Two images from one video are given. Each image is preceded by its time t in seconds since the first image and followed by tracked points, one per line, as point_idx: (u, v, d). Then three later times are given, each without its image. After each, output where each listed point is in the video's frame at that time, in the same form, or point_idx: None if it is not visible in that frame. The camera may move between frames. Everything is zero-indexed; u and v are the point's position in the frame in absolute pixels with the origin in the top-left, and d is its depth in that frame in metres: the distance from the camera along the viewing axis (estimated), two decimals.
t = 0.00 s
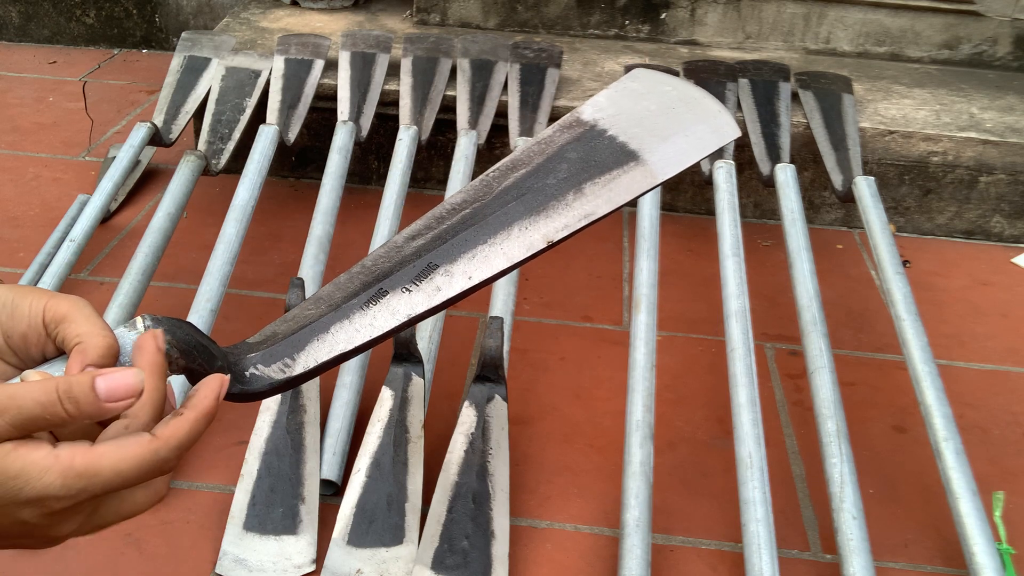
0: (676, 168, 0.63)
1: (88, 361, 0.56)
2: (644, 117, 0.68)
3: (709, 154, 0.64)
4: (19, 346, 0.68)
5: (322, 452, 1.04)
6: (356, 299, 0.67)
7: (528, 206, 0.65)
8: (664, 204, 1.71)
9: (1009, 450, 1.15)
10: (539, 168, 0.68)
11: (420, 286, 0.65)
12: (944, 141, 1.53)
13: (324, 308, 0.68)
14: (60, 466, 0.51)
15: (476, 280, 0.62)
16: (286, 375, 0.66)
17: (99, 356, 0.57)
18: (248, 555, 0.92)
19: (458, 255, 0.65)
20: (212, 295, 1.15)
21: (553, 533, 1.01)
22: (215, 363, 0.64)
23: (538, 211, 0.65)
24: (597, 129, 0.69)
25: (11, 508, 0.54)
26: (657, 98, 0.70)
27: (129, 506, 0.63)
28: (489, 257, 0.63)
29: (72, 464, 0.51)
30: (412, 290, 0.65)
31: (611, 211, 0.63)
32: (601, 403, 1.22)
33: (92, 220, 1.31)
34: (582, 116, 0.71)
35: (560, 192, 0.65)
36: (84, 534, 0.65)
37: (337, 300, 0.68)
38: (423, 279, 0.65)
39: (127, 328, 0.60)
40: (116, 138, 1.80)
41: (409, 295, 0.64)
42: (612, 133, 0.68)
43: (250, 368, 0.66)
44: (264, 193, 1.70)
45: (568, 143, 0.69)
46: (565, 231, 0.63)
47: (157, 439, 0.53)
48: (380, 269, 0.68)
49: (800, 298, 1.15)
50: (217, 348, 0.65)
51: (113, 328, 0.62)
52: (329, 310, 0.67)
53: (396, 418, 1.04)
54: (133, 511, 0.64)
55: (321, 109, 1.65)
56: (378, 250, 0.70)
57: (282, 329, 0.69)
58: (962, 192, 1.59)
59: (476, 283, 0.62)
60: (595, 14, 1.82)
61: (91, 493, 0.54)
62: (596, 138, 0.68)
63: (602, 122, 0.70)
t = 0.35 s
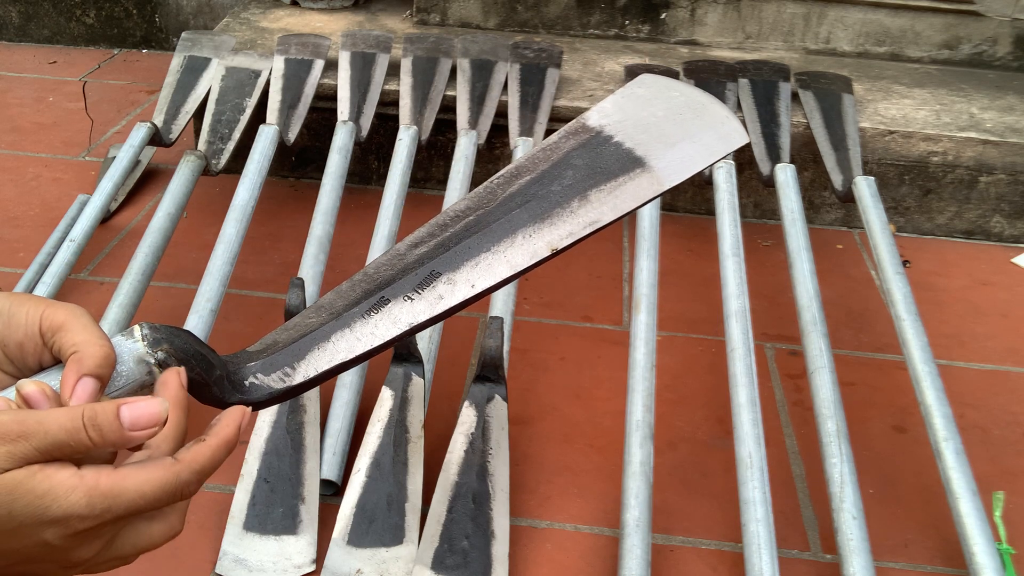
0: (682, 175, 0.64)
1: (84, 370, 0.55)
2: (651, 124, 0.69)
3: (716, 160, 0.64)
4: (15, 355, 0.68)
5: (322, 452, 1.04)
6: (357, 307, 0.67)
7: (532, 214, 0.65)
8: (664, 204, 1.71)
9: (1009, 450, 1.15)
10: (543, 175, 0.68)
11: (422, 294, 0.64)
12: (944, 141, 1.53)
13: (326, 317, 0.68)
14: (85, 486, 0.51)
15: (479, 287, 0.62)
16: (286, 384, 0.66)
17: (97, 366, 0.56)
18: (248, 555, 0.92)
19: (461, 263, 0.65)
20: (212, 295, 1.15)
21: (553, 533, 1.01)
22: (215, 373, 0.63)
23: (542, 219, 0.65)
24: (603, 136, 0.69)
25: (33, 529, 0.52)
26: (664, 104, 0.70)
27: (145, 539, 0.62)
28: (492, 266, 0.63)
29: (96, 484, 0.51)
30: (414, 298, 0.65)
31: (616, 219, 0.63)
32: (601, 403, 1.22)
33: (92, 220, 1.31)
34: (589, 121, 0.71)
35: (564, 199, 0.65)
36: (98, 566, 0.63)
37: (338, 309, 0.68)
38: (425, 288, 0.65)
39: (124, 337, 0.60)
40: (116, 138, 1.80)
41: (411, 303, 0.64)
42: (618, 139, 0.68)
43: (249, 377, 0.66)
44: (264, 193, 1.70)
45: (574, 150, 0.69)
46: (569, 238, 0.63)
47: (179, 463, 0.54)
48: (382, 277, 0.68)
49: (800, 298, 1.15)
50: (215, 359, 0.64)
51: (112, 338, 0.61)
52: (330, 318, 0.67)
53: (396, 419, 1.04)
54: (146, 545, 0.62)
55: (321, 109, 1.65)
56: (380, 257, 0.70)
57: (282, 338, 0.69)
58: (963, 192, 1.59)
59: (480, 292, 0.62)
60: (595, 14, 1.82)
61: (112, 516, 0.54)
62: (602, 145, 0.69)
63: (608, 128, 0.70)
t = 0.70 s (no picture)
0: (680, 173, 0.63)
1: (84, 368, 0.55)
2: (648, 122, 0.68)
3: (713, 158, 0.64)
4: (15, 353, 0.68)
5: (322, 452, 1.04)
6: (355, 305, 0.67)
7: (530, 211, 0.65)
8: (664, 204, 1.71)
9: (1009, 450, 1.15)
10: (541, 173, 0.68)
11: (420, 292, 0.64)
12: (944, 141, 1.53)
13: (325, 314, 0.68)
14: (88, 482, 0.51)
15: (477, 285, 0.62)
16: (285, 382, 0.66)
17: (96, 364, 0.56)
18: (248, 555, 0.92)
19: (459, 261, 0.65)
20: (212, 295, 1.15)
21: (553, 533, 1.01)
22: (213, 370, 0.64)
23: (540, 217, 0.65)
24: (600, 133, 0.69)
25: (36, 526, 0.52)
26: (661, 102, 0.70)
27: (146, 533, 0.62)
28: (491, 264, 0.63)
29: (99, 480, 0.52)
30: (412, 295, 0.65)
31: (614, 217, 0.63)
32: (601, 403, 1.22)
33: (92, 220, 1.31)
34: (586, 119, 0.71)
35: (562, 198, 0.65)
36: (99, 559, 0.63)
37: (337, 306, 0.68)
38: (424, 285, 0.65)
39: (124, 335, 0.60)
40: (116, 138, 1.80)
41: (409, 301, 0.64)
42: (616, 137, 0.68)
43: (249, 375, 0.66)
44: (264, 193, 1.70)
45: (572, 148, 0.69)
46: (567, 236, 0.63)
47: (180, 458, 0.54)
48: (380, 275, 0.68)
49: (800, 298, 1.15)
50: (216, 357, 0.65)
51: (111, 335, 0.61)
52: (329, 316, 0.67)
53: (397, 419, 1.04)
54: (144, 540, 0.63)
55: (321, 109, 1.65)
56: (379, 255, 0.70)
57: (282, 336, 0.69)
58: (963, 192, 1.59)
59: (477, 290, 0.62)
60: (595, 14, 1.82)
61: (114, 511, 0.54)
62: (599, 143, 0.69)
63: (605, 126, 0.70)
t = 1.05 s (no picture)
0: (680, 174, 0.64)
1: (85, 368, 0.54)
2: (648, 122, 0.69)
3: (713, 160, 0.65)
4: (15, 353, 0.68)
5: (322, 452, 1.04)
6: (356, 305, 0.67)
7: (530, 212, 0.65)
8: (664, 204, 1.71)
9: (1009, 450, 1.15)
10: (541, 173, 0.68)
11: (420, 292, 0.65)
12: (944, 141, 1.53)
13: (325, 314, 0.68)
14: (100, 517, 0.46)
15: (477, 286, 0.62)
16: (286, 382, 0.66)
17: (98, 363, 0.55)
18: (248, 555, 0.92)
19: (459, 261, 0.65)
20: (212, 296, 1.15)
21: (553, 533, 1.01)
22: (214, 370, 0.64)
23: (540, 217, 0.65)
24: (600, 134, 0.69)
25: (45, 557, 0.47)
26: (662, 102, 0.70)
27: None
28: (490, 264, 0.63)
29: (112, 516, 0.46)
30: (412, 295, 0.65)
31: (613, 217, 0.63)
32: (601, 402, 1.22)
33: (92, 220, 1.31)
34: (586, 119, 0.71)
35: (562, 198, 0.65)
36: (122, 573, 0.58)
37: (337, 306, 0.68)
38: (424, 285, 0.65)
39: (124, 335, 0.60)
40: (116, 138, 1.80)
41: (409, 301, 0.64)
42: (616, 137, 0.68)
43: (249, 375, 0.66)
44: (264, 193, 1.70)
45: (572, 149, 0.69)
46: (566, 237, 0.63)
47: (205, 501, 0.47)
48: (381, 275, 0.68)
49: (800, 298, 1.15)
50: (216, 357, 0.65)
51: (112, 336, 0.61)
52: (329, 316, 0.67)
53: (397, 419, 1.04)
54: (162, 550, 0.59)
55: (321, 109, 1.65)
56: (379, 255, 0.70)
57: (282, 336, 0.69)
58: (963, 192, 1.59)
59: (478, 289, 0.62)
60: (595, 15, 1.82)
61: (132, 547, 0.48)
62: (600, 143, 0.69)
63: (606, 126, 0.70)
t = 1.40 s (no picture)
0: (682, 181, 0.64)
1: (86, 375, 0.55)
2: (651, 129, 0.69)
3: (715, 167, 0.65)
4: (17, 359, 0.69)
5: (322, 452, 1.04)
6: (356, 312, 0.67)
7: (531, 218, 0.65)
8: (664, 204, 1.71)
9: (1009, 450, 1.15)
10: (543, 179, 0.68)
11: (422, 299, 0.64)
12: (944, 141, 1.53)
13: (325, 320, 0.68)
14: None
15: (479, 292, 0.62)
16: (286, 388, 0.64)
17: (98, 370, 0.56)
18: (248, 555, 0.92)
19: (461, 268, 0.65)
20: (212, 296, 1.15)
21: (554, 533, 1.01)
22: (215, 377, 0.63)
23: (541, 224, 0.65)
24: (602, 140, 0.69)
25: None
26: (664, 108, 0.70)
27: None
28: (492, 271, 0.63)
29: None
30: (414, 302, 0.65)
31: (616, 224, 0.63)
32: (600, 402, 1.22)
33: (92, 220, 1.31)
34: (588, 124, 0.71)
35: (564, 205, 0.65)
36: None
37: (338, 312, 0.68)
38: (425, 292, 0.65)
39: (126, 341, 0.59)
40: (116, 138, 1.80)
41: (411, 308, 0.64)
42: (618, 143, 0.68)
43: (249, 380, 0.65)
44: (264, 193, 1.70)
45: (574, 154, 0.69)
46: (569, 244, 0.63)
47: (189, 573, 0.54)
48: (382, 281, 0.68)
49: (800, 298, 1.15)
50: (216, 362, 0.64)
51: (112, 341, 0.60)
52: (329, 322, 0.67)
53: (397, 419, 1.04)
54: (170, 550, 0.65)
55: (321, 109, 1.65)
56: (380, 261, 0.70)
57: (282, 341, 0.68)
58: (963, 192, 1.59)
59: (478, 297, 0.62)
60: (595, 14, 1.82)
61: None
62: (601, 149, 0.69)
63: (608, 132, 0.70)
